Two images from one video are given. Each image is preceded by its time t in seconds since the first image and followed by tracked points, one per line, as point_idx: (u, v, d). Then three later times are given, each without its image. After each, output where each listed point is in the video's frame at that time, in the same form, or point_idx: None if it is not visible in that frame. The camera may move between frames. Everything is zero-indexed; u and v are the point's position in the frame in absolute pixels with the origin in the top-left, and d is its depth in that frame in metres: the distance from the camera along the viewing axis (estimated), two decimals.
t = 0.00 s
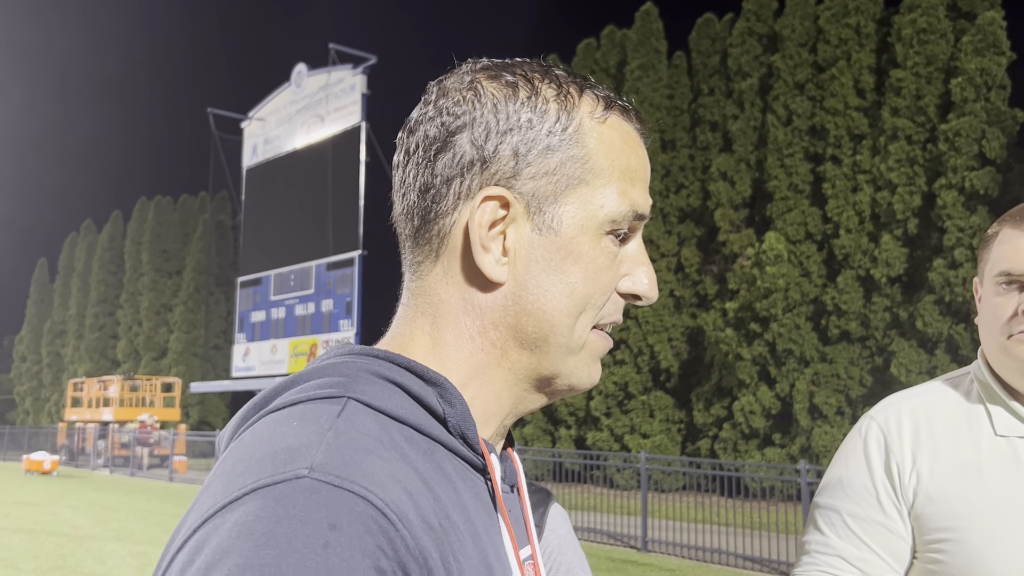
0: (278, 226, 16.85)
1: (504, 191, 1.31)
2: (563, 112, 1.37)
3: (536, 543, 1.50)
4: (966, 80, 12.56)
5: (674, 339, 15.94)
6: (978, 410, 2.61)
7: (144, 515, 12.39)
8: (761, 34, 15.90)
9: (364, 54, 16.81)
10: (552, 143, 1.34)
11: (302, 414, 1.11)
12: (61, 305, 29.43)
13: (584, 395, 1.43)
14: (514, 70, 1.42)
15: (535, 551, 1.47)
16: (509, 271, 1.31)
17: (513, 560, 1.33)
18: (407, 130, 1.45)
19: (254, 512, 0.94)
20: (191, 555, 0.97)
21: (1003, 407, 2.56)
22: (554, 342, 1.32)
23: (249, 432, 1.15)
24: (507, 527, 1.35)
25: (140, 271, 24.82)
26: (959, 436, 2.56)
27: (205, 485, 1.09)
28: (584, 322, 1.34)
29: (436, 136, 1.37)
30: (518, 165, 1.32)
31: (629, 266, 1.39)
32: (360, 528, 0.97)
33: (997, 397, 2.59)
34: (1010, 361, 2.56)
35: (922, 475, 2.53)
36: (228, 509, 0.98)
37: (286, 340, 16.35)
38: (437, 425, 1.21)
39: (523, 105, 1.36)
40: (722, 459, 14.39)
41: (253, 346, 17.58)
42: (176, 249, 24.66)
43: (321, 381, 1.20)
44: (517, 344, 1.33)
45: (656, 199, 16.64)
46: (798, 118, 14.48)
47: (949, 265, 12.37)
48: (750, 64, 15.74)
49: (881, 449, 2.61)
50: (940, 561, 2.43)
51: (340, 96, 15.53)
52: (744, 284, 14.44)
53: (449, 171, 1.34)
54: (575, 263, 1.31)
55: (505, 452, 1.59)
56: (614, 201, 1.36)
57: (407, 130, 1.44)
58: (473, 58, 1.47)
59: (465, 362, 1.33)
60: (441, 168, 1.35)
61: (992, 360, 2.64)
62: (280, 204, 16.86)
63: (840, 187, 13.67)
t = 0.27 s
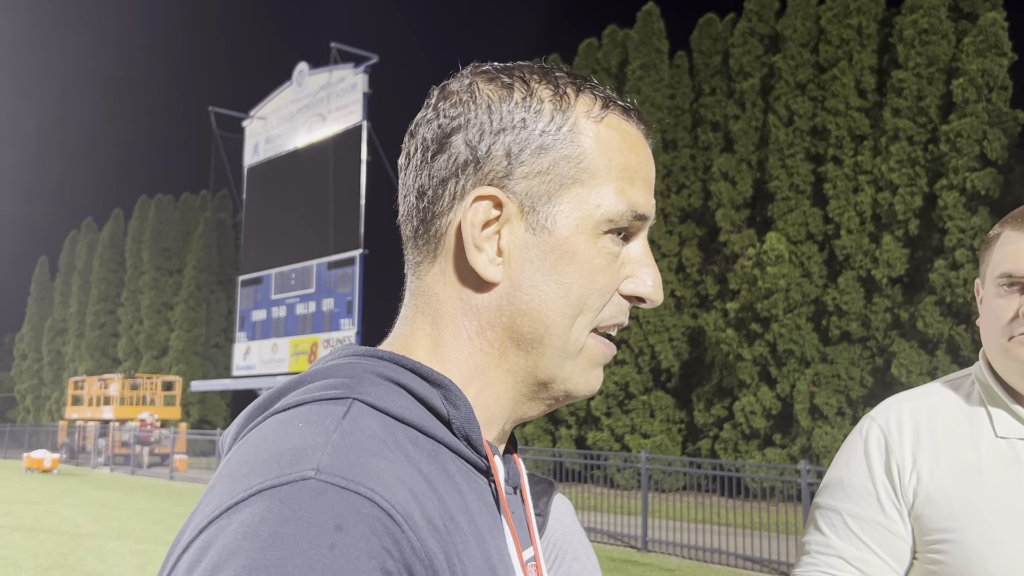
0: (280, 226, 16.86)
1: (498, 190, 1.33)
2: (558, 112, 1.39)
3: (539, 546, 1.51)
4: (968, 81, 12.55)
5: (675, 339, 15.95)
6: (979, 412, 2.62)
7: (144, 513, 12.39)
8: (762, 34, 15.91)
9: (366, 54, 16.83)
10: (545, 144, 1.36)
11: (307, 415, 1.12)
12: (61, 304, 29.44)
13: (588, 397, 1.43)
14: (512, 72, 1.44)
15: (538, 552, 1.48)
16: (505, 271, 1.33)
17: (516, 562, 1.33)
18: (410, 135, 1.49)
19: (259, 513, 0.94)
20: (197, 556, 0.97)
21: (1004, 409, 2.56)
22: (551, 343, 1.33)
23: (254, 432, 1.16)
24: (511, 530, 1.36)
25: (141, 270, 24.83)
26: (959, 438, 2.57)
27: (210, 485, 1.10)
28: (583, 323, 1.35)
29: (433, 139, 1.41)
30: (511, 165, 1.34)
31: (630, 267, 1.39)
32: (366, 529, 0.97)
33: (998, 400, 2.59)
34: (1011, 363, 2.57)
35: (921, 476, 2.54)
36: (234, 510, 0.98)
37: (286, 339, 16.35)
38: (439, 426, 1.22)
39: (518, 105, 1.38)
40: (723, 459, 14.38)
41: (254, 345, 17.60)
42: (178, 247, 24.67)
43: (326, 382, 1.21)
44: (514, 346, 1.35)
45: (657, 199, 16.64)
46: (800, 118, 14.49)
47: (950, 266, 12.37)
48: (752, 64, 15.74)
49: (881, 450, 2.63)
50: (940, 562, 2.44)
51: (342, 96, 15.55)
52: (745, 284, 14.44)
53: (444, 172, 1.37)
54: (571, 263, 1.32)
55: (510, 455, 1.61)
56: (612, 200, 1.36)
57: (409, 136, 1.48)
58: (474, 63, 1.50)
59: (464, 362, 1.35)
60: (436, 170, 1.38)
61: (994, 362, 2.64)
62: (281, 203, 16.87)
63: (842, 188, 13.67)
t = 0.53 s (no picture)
0: (279, 225, 16.87)
1: (484, 185, 1.38)
2: (543, 106, 1.43)
3: (545, 547, 1.51)
4: (968, 82, 12.55)
5: (675, 339, 15.96)
6: (979, 414, 2.67)
7: (143, 512, 12.39)
8: (763, 35, 15.91)
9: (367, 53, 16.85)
10: (529, 137, 1.40)
11: (308, 414, 1.15)
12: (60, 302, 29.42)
13: (592, 396, 1.43)
14: (503, 73, 1.50)
15: (542, 554, 1.49)
16: (493, 265, 1.38)
17: (520, 564, 1.34)
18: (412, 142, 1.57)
19: (260, 509, 0.98)
20: (197, 553, 1.00)
21: (1004, 411, 2.61)
22: (543, 337, 1.35)
23: (261, 430, 1.19)
24: (516, 535, 1.36)
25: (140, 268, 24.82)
26: (959, 440, 2.62)
27: (213, 484, 1.13)
28: (576, 317, 1.36)
29: (427, 141, 1.48)
30: (495, 160, 1.40)
31: (624, 260, 1.41)
32: (364, 527, 1.00)
33: (998, 401, 2.64)
34: (1010, 366, 2.61)
35: (922, 479, 2.58)
36: (235, 507, 1.01)
37: (286, 338, 16.36)
38: (442, 426, 1.25)
39: (503, 101, 1.44)
40: (722, 460, 14.39)
41: (253, 345, 17.61)
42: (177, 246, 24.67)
43: (330, 381, 1.25)
44: (507, 342, 1.38)
45: (657, 199, 16.63)
46: (800, 119, 14.48)
47: (949, 267, 12.39)
48: (753, 64, 15.73)
49: (882, 453, 2.66)
50: (939, 564, 2.47)
51: (342, 95, 15.57)
52: (744, 284, 14.44)
53: (435, 171, 1.43)
54: (558, 255, 1.35)
55: (518, 458, 1.63)
56: (601, 192, 1.39)
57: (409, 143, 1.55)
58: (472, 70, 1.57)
59: (461, 359, 1.40)
60: (428, 172, 1.45)
61: (993, 364, 2.68)
62: (281, 202, 16.89)
63: (842, 189, 13.67)
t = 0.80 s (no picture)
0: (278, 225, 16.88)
1: (481, 188, 1.40)
2: (540, 106, 1.44)
3: (551, 555, 1.50)
4: (966, 83, 12.56)
5: (673, 340, 15.97)
6: (980, 415, 2.70)
7: (142, 512, 12.38)
8: (762, 36, 15.92)
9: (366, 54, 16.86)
10: (525, 138, 1.41)
11: (304, 412, 1.17)
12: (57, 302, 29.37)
13: (593, 400, 1.43)
14: (502, 76, 1.52)
15: (547, 561, 1.49)
16: (490, 267, 1.38)
17: (518, 571, 1.32)
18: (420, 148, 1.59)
19: (245, 500, 1.00)
20: (185, 546, 1.02)
21: (1004, 412, 2.64)
22: (539, 338, 1.36)
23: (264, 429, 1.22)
24: (515, 542, 1.34)
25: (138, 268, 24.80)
26: (960, 442, 2.65)
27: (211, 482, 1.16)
28: (573, 318, 1.37)
29: (430, 145, 1.50)
30: (492, 162, 1.41)
31: (622, 260, 1.41)
32: (344, 521, 1.00)
33: (998, 403, 2.67)
34: (1012, 368, 2.64)
35: (922, 480, 2.61)
36: (222, 500, 1.03)
37: (284, 339, 16.36)
38: (438, 427, 1.25)
39: (501, 103, 1.45)
40: (721, 461, 14.38)
41: (252, 345, 17.63)
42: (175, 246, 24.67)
43: (331, 380, 1.26)
44: (505, 343, 1.38)
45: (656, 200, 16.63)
46: (798, 120, 14.49)
47: (948, 268, 12.40)
48: (751, 65, 15.73)
49: (883, 455, 2.69)
50: (940, 566, 2.51)
51: (341, 96, 15.58)
52: (743, 285, 14.44)
53: (435, 175, 1.46)
54: (553, 255, 1.36)
55: (526, 464, 1.63)
56: (599, 192, 1.39)
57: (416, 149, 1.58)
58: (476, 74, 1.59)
59: (461, 363, 1.40)
60: (429, 176, 1.47)
61: (994, 365, 2.71)
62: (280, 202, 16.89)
63: (840, 190, 13.67)
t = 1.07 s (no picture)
0: (276, 225, 16.85)
1: (552, 200, 1.29)
2: (602, 121, 1.36)
3: (550, 552, 1.50)
4: (964, 85, 12.57)
5: (671, 341, 15.96)
6: (982, 416, 2.63)
7: (138, 513, 12.35)
8: (760, 37, 15.93)
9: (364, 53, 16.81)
10: (597, 153, 1.33)
11: (298, 414, 1.13)
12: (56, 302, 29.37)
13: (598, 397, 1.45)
14: (545, 74, 1.38)
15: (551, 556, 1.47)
16: (552, 280, 1.29)
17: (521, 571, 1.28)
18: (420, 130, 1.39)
19: (238, 506, 0.98)
20: (178, 549, 1.00)
21: (1006, 413, 2.58)
22: (589, 347, 1.34)
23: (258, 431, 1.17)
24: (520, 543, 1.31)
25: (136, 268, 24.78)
26: (963, 442, 2.58)
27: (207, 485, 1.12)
28: (617, 326, 1.37)
29: (454, 138, 1.31)
30: (564, 174, 1.29)
31: (645, 269, 1.42)
32: (335, 526, 0.97)
33: (1001, 403, 2.61)
34: (1012, 368, 2.58)
35: (926, 481, 2.54)
36: (215, 505, 1.01)
37: (282, 339, 16.32)
38: (436, 427, 1.19)
39: (563, 112, 1.33)
40: (718, 462, 14.38)
41: (250, 345, 17.61)
42: (173, 246, 24.64)
43: (328, 381, 1.21)
44: (551, 352, 1.33)
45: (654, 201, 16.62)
46: (796, 121, 14.49)
47: (945, 269, 12.41)
48: (749, 67, 15.73)
49: (886, 456, 2.61)
50: (944, 568, 2.44)
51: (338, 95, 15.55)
52: (741, 286, 14.44)
53: (491, 179, 1.28)
54: (613, 272, 1.33)
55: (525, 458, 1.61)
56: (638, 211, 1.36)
57: (423, 132, 1.37)
58: (499, 60, 1.42)
59: (505, 377, 1.31)
60: (475, 173, 1.29)
61: (995, 366, 2.65)
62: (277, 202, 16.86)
63: (838, 191, 13.70)
